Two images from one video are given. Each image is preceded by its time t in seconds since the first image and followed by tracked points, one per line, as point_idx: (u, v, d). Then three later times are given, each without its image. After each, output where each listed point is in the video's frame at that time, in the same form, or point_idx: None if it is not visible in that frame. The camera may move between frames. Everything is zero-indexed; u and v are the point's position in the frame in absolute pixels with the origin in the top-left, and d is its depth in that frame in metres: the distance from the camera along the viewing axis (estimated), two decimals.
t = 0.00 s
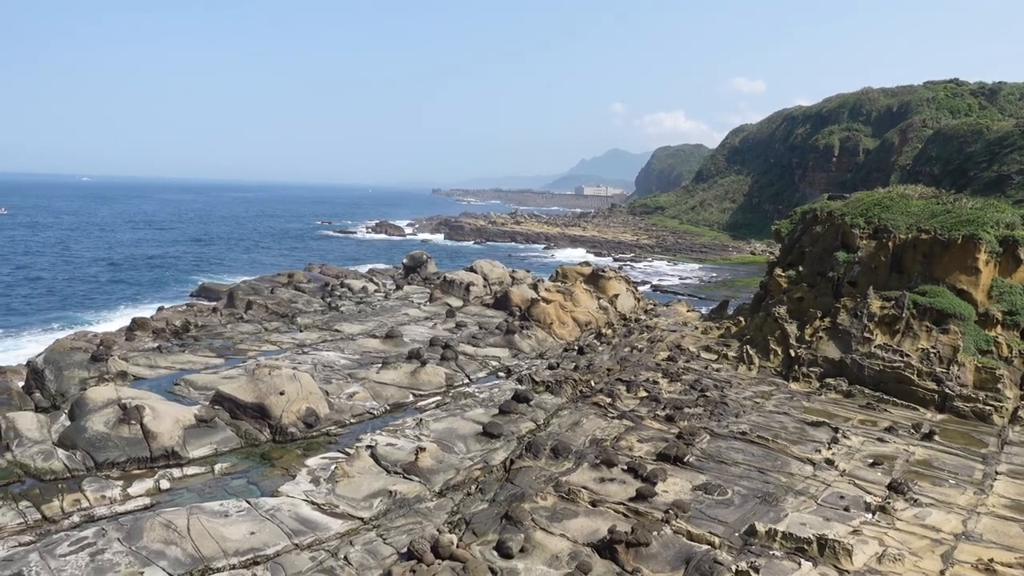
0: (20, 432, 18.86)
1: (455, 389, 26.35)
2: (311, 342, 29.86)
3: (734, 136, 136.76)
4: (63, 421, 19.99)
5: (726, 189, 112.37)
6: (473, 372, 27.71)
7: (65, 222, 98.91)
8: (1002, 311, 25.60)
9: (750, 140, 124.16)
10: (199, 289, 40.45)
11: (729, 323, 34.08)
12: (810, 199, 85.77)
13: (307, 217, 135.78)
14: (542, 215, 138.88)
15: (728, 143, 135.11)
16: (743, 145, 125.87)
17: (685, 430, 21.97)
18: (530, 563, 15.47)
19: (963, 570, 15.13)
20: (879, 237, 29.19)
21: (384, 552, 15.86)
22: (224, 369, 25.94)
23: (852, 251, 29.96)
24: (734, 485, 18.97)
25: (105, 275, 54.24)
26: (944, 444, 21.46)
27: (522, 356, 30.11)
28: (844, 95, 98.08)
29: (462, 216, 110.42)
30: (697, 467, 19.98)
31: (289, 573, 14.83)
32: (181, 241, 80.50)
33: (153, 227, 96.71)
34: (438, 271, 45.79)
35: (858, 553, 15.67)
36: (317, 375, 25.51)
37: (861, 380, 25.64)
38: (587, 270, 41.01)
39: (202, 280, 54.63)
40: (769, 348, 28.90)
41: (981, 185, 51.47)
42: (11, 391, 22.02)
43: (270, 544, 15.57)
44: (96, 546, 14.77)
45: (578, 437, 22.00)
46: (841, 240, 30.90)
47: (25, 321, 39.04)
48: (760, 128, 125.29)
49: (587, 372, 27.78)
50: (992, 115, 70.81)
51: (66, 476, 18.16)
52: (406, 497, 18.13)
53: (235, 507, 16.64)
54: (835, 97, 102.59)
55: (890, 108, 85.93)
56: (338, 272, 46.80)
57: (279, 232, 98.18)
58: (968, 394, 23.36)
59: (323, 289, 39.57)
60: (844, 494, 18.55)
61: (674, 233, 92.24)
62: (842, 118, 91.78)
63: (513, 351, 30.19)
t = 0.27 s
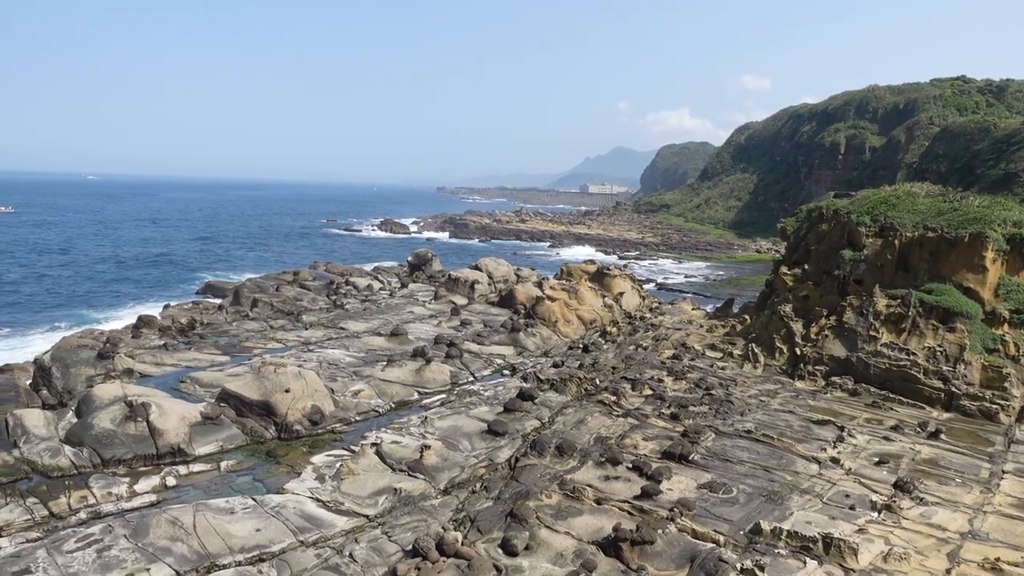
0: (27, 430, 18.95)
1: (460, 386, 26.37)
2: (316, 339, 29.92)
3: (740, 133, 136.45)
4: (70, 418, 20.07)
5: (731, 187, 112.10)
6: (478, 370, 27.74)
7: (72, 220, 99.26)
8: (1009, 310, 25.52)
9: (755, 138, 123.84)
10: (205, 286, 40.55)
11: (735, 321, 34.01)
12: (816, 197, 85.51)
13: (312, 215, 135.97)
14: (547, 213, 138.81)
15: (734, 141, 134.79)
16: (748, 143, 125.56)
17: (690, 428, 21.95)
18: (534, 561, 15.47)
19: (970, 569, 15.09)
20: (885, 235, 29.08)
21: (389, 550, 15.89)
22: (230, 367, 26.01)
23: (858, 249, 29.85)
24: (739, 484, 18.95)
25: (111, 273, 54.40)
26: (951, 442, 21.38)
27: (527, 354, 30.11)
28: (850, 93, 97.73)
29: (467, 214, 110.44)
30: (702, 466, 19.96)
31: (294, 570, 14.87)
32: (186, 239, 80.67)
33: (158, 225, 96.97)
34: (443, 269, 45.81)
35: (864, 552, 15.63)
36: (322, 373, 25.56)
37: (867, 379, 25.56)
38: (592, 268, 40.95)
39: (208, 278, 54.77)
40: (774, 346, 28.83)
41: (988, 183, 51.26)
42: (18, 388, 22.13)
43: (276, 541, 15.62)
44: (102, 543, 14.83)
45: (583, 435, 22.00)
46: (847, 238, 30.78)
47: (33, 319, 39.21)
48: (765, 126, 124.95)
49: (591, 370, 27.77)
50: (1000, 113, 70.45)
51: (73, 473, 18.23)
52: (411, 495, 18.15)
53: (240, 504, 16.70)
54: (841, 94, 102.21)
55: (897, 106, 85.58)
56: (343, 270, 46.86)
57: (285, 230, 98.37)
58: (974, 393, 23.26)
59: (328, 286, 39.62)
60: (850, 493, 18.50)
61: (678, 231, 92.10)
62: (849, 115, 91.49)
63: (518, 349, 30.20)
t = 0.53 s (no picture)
0: (42, 427, 19.13)
1: (470, 385, 26.39)
2: (327, 338, 30.03)
3: (751, 132, 135.80)
4: (83, 416, 20.25)
5: (743, 185, 111.62)
6: (488, 369, 27.74)
7: (85, 220, 100.12)
8: None
9: (767, 136, 123.24)
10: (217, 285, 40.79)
11: (746, 321, 33.84)
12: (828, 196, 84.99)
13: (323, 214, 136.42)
14: (557, 212, 138.80)
15: (745, 139, 134.18)
16: (759, 141, 124.98)
17: (701, 428, 21.88)
18: (544, 560, 15.47)
19: (984, 571, 14.96)
20: (898, 233, 28.84)
21: (399, 548, 15.93)
22: (241, 366, 26.15)
23: (870, 248, 29.63)
24: (750, 484, 18.87)
25: (123, 272, 54.79)
26: (965, 443, 21.20)
27: (537, 353, 30.09)
28: (863, 90, 97.03)
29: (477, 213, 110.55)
30: (713, 466, 19.89)
31: (305, 568, 14.94)
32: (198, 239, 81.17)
33: (171, 225, 97.62)
34: (453, 268, 45.89)
35: (876, 553, 15.52)
36: (333, 371, 25.65)
37: (879, 379, 25.38)
38: (602, 267, 40.86)
39: (219, 277, 55.05)
40: (786, 346, 28.67)
41: (1003, 181, 50.76)
42: (33, 387, 22.36)
43: (287, 538, 15.69)
44: (116, 540, 14.95)
45: (593, 434, 21.97)
46: (859, 237, 30.56)
47: (47, 318, 39.55)
48: (777, 124, 124.28)
49: (601, 369, 27.71)
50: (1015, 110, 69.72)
51: (87, 470, 18.39)
52: (421, 493, 18.19)
53: (252, 502, 16.79)
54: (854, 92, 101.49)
55: (910, 103, 84.90)
56: (353, 269, 47.02)
57: (295, 230, 98.77)
58: (989, 393, 23.05)
59: (339, 286, 39.76)
60: (862, 493, 18.39)
61: (689, 230, 91.80)
62: (861, 114, 90.87)
63: (528, 349, 30.18)
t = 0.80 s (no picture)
0: (51, 426, 19.24)
1: (477, 386, 26.40)
2: (334, 339, 30.10)
3: (759, 132, 135.39)
4: (93, 415, 20.35)
5: (750, 185, 111.29)
6: (495, 369, 27.73)
7: (95, 220, 100.76)
8: None
9: (775, 136, 122.85)
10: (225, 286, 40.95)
11: (754, 322, 33.73)
12: (836, 196, 84.65)
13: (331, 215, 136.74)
14: (565, 212, 138.80)
15: (753, 139, 133.77)
16: (767, 141, 124.61)
17: (708, 429, 21.82)
18: (551, 561, 15.45)
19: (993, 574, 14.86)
20: (907, 234, 28.70)
21: (406, 548, 15.95)
22: (249, 366, 26.23)
23: (879, 248, 29.49)
24: (757, 485, 18.81)
25: (132, 273, 55.03)
26: (974, 445, 21.07)
27: (544, 354, 30.07)
28: (872, 90, 96.56)
29: (484, 213, 110.61)
30: (721, 467, 19.83)
31: (312, 568, 14.98)
32: (206, 239, 81.50)
33: (179, 225, 98.05)
34: (460, 269, 45.93)
35: (885, 555, 15.44)
36: (340, 372, 25.70)
37: (888, 380, 25.26)
38: (609, 267, 40.79)
39: (228, 277, 55.27)
40: (794, 347, 28.56)
41: (1014, 182, 50.41)
42: (44, 386, 22.52)
43: (294, 538, 15.73)
44: (124, 539, 15.02)
45: (600, 435, 21.94)
46: (868, 237, 30.42)
47: (57, 318, 39.79)
48: (785, 124, 123.86)
49: (608, 370, 27.67)
50: None
51: (96, 469, 18.49)
52: (428, 494, 18.20)
53: (259, 502, 16.84)
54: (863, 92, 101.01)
55: (919, 103, 84.44)
56: (361, 269, 47.12)
57: (303, 230, 99.02)
58: (999, 394, 22.91)
59: (346, 286, 39.85)
60: (871, 495, 18.29)
61: (697, 231, 91.62)
62: (869, 114, 90.47)
63: (535, 349, 30.17)
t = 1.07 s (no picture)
0: (65, 428, 19.39)
1: (487, 388, 26.39)
2: (344, 341, 30.19)
3: (769, 133, 134.89)
4: (105, 417, 20.49)
5: (761, 187, 110.88)
6: (505, 372, 27.72)
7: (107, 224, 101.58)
8: None
9: (785, 137, 122.37)
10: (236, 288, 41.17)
11: (764, 324, 33.56)
12: (847, 198, 84.19)
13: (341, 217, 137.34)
14: (574, 214, 138.79)
15: (763, 140, 133.27)
16: (778, 142, 124.15)
17: (719, 431, 21.73)
18: (562, 564, 15.42)
19: None
20: (919, 236, 28.50)
21: (417, 550, 15.96)
22: (260, 368, 26.33)
23: (891, 250, 29.28)
24: (769, 488, 18.71)
25: (144, 275, 55.42)
26: (988, 448, 20.88)
27: (553, 356, 30.04)
28: (883, 91, 96.02)
29: (494, 216, 110.71)
30: (732, 470, 19.74)
31: (323, 570, 15.01)
32: (217, 242, 82.00)
33: (191, 228, 98.69)
34: (470, 271, 45.98)
35: (898, 559, 15.32)
36: (351, 374, 25.78)
37: (900, 382, 25.06)
38: (619, 270, 40.69)
39: (238, 280, 55.54)
40: (805, 349, 28.39)
41: None
42: (57, 388, 22.69)
43: (305, 540, 15.77)
44: (137, 540, 15.11)
45: (610, 438, 21.88)
46: (879, 239, 30.21)
47: (69, 320, 40.09)
48: (795, 125, 123.35)
49: (618, 372, 27.60)
50: None
51: (108, 471, 18.61)
52: (438, 496, 18.21)
53: (270, 504, 16.89)
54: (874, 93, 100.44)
55: (931, 104, 83.88)
56: (371, 272, 47.26)
57: (313, 233, 99.39)
58: (1013, 397, 22.67)
59: (356, 288, 39.98)
60: (883, 499, 18.15)
61: (706, 232, 91.38)
62: (881, 114, 89.94)
63: (545, 351, 30.15)
